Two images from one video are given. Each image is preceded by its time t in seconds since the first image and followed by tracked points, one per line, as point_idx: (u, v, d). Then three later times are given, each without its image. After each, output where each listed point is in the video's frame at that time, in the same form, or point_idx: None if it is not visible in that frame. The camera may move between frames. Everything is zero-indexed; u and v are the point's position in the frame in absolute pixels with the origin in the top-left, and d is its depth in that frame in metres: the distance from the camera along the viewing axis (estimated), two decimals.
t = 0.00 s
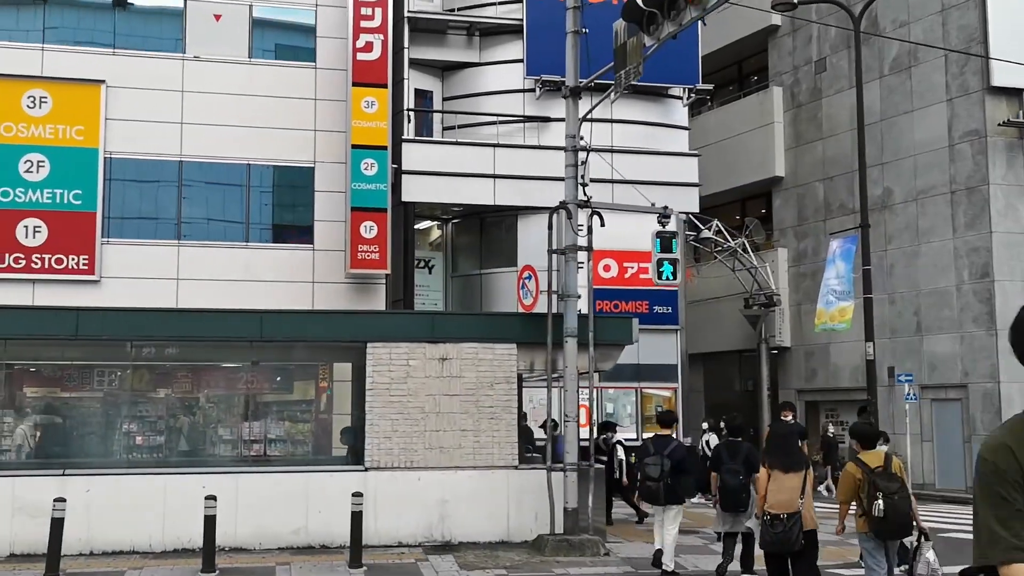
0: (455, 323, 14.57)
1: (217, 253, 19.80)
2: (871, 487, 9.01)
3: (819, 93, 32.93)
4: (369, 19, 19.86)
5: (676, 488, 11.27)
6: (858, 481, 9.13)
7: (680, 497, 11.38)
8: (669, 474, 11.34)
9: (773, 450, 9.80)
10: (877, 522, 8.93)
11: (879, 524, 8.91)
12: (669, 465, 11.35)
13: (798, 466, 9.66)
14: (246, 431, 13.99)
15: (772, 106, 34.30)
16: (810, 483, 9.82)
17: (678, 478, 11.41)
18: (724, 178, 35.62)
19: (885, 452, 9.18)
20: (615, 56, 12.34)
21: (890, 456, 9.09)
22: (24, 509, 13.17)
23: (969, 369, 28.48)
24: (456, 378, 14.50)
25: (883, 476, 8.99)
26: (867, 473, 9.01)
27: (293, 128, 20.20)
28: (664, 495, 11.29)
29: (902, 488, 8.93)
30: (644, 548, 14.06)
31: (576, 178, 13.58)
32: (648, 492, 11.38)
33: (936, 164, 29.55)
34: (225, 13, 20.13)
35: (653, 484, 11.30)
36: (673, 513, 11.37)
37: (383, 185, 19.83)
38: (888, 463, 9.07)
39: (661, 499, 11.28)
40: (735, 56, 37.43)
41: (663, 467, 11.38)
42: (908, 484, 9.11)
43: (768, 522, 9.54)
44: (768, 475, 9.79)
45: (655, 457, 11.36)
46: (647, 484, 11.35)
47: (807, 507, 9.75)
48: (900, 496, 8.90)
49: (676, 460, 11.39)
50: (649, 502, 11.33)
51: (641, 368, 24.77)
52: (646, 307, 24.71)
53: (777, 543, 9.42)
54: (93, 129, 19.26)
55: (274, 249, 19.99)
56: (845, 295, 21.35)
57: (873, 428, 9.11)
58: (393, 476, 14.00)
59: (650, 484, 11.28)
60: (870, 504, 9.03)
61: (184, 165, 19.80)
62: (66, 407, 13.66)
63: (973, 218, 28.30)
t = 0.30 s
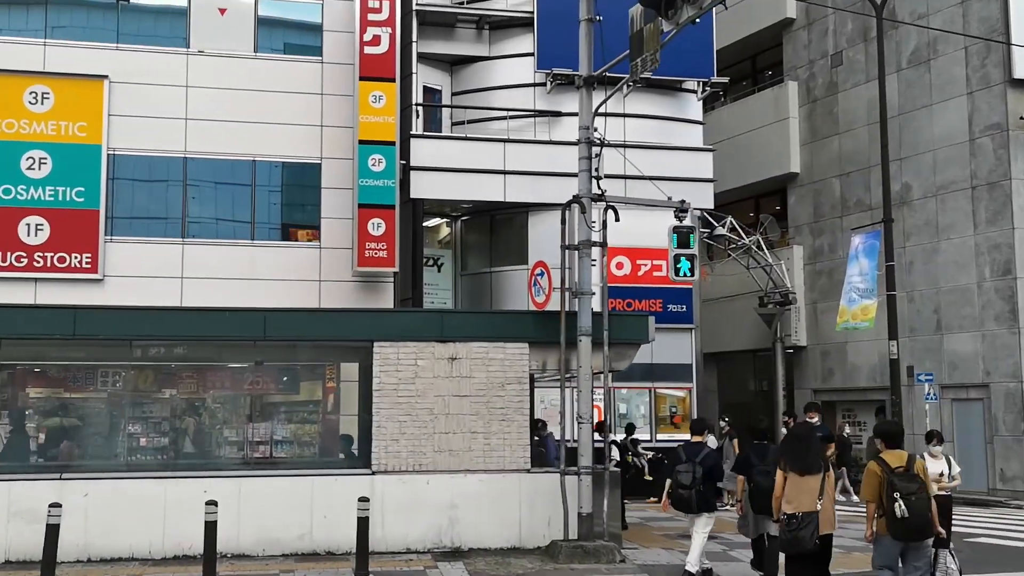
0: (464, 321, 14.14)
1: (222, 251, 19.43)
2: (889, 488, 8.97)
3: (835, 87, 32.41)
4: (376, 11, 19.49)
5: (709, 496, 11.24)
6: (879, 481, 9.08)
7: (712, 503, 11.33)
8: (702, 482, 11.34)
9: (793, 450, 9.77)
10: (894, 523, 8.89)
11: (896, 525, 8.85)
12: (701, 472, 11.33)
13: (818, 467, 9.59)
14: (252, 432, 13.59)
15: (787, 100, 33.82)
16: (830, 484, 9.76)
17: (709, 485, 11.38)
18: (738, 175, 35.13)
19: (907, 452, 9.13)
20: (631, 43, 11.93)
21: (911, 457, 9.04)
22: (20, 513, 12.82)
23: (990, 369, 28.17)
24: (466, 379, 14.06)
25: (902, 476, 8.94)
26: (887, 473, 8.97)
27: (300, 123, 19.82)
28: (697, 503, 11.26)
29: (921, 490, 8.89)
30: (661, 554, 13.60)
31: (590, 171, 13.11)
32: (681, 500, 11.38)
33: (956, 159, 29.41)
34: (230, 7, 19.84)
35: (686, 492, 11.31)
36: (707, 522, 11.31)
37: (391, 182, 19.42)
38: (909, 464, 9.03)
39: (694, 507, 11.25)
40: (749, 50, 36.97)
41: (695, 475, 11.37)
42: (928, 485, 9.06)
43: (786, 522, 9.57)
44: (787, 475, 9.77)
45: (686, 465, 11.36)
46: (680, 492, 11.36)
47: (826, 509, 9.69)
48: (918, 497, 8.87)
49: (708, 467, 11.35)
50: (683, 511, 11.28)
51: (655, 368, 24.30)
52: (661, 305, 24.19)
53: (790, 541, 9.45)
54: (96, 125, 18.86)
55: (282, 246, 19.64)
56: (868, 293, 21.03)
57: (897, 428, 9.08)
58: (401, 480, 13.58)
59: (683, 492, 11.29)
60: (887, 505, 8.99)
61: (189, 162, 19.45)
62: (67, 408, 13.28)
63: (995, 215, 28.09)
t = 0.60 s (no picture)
0: (468, 318, 13.70)
1: (223, 249, 19.04)
2: (899, 494, 8.70)
3: (846, 82, 31.94)
4: (380, 4, 19.05)
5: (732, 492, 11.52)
6: (889, 487, 8.79)
7: (735, 498, 11.69)
8: (726, 477, 11.63)
9: (811, 451, 9.59)
10: (904, 530, 8.63)
11: (906, 532, 8.59)
12: (724, 468, 11.61)
13: (836, 469, 9.40)
14: (253, 433, 13.17)
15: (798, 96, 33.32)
16: (849, 488, 9.52)
17: (732, 480, 11.69)
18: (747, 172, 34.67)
19: (916, 457, 8.86)
20: (642, 29, 11.63)
21: (920, 462, 8.77)
22: (7, 517, 12.48)
23: (1007, 369, 27.98)
24: (470, 378, 13.64)
25: (910, 482, 8.66)
26: (896, 479, 8.68)
27: (302, 119, 19.42)
28: (720, 498, 11.58)
29: (930, 495, 8.61)
30: (673, 559, 13.16)
31: (599, 163, 12.68)
32: (705, 496, 11.64)
33: (972, 154, 29.50)
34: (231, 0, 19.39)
35: (709, 487, 11.57)
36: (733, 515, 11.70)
37: (394, 177, 19.00)
38: (917, 468, 8.76)
39: (718, 501, 11.57)
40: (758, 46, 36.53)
41: (719, 471, 11.66)
42: (939, 490, 8.77)
43: (803, 527, 9.39)
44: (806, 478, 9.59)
45: (709, 460, 11.66)
46: (704, 488, 11.62)
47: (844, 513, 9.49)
48: (928, 503, 8.59)
49: (731, 463, 11.68)
50: (706, 505, 11.58)
51: (664, 367, 23.86)
52: (670, 304, 23.75)
53: (807, 546, 9.29)
54: (94, 121, 18.51)
55: (285, 244, 19.23)
56: (886, 290, 20.58)
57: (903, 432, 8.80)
58: (403, 483, 13.15)
59: (706, 487, 11.55)
60: (897, 512, 8.73)
61: (189, 157, 19.04)
62: (61, 409, 12.85)
63: (1012, 211, 28.14)
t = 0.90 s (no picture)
0: (468, 318, 13.26)
1: (218, 245, 18.67)
2: (903, 493, 8.97)
3: (853, 77, 31.47)
4: None
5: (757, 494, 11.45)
6: (890, 486, 9.09)
7: (755, 501, 11.63)
8: (748, 481, 11.53)
9: (814, 454, 9.22)
10: (908, 528, 8.94)
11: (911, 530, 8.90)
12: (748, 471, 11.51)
13: (842, 473, 9.06)
14: (249, 434, 12.82)
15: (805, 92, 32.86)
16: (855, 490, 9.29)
17: (755, 483, 11.60)
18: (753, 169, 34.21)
19: (919, 456, 9.16)
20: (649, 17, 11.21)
21: (923, 461, 9.05)
22: None
23: (1018, 368, 27.56)
24: (469, 378, 13.21)
25: (914, 481, 8.95)
26: (898, 478, 8.98)
27: (299, 113, 19.00)
28: (744, 502, 11.50)
29: (934, 494, 8.89)
30: (679, 566, 12.73)
31: (603, 156, 12.22)
32: (727, 499, 11.56)
33: (981, 150, 29.07)
34: None
35: (733, 491, 11.49)
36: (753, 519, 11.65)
37: (394, 173, 18.57)
38: (921, 467, 9.04)
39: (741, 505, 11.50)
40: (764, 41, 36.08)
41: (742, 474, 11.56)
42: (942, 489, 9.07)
43: (810, 533, 9.06)
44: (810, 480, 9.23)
45: (733, 465, 11.54)
46: (727, 491, 11.53)
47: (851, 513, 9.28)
48: (932, 501, 8.89)
49: (754, 466, 11.56)
50: (729, 510, 11.49)
51: (669, 367, 23.40)
52: (676, 302, 23.30)
53: (819, 554, 8.91)
54: (86, 114, 18.08)
55: (282, 241, 18.86)
56: (898, 288, 20.07)
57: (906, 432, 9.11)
58: (400, 487, 12.73)
59: (731, 492, 11.46)
60: (903, 511, 9.00)
61: (182, 152, 18.65)
62: (55, 410, 12.50)
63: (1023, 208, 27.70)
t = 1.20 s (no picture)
0: (461, 315, 12.84)
1: (206, 242, 18.26)
2: (903, 499, 8.53)
3: (855, 73, 31.07)
4: None
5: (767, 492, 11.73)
6: (892, 491, 8.68)
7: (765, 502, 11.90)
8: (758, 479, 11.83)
9: (801, 453, 9.37)
10: (905, 533, 8.53)
11: (907, 536, 8.50)
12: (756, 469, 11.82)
13: (830, 471, 9.18)
14: (239, 435, 12.39)
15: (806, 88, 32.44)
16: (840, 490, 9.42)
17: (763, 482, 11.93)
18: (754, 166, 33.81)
19: (927, 462, 8.67)
20: None
21: (930, 468, 8.56)
22: None
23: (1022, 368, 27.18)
24: (461, 378, 12.79)
25: (917, 488, 8.49)
26: (901, 482, 8.53)
27: (291, 107, 18.57)
28: (753, 501, 11.79)
29: (936, 502, 8.44)
30: (677, 572, 12.32)
31: (599, 147, 11.81)
32: (736, 497, 11.85)
33: (985, 146, 28.67)
34: None
35: (743, 489, 11.76)
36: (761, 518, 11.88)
37: (388, 168, 18.13)
38: (926, 474, 8.55)
39: (751, 504, 11.79)
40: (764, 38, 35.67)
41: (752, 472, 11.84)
42: (946, 498, 8.57)
43: (799, 533, 9.14)
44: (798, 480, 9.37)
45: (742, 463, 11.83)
46: (737, 490, 11.81)
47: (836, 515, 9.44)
48: (933, 510, 8.44)
49: (761, 464, 11.91)
50: (739, 508, 11.79)
51: (668, 366, 22.99)
52: (676, 300, 22.89)
53: (806, 552, 9.01)
54: (71, 108, 17.65)
55: (273, 238, 18.44)
56: (903, 285, 19.71)
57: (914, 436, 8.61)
58: (389, 491, 12.33)
59: (739, 489, 11.75)
60: (901, 516, 8.58)
61: (171, 146, 18.22)
62: (34, 411, 12.08)
63: None
